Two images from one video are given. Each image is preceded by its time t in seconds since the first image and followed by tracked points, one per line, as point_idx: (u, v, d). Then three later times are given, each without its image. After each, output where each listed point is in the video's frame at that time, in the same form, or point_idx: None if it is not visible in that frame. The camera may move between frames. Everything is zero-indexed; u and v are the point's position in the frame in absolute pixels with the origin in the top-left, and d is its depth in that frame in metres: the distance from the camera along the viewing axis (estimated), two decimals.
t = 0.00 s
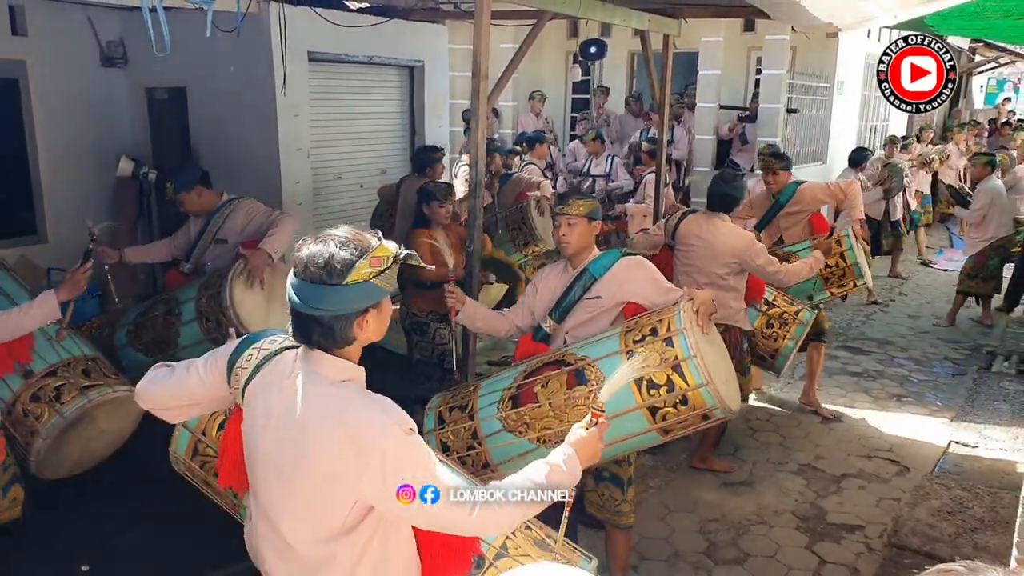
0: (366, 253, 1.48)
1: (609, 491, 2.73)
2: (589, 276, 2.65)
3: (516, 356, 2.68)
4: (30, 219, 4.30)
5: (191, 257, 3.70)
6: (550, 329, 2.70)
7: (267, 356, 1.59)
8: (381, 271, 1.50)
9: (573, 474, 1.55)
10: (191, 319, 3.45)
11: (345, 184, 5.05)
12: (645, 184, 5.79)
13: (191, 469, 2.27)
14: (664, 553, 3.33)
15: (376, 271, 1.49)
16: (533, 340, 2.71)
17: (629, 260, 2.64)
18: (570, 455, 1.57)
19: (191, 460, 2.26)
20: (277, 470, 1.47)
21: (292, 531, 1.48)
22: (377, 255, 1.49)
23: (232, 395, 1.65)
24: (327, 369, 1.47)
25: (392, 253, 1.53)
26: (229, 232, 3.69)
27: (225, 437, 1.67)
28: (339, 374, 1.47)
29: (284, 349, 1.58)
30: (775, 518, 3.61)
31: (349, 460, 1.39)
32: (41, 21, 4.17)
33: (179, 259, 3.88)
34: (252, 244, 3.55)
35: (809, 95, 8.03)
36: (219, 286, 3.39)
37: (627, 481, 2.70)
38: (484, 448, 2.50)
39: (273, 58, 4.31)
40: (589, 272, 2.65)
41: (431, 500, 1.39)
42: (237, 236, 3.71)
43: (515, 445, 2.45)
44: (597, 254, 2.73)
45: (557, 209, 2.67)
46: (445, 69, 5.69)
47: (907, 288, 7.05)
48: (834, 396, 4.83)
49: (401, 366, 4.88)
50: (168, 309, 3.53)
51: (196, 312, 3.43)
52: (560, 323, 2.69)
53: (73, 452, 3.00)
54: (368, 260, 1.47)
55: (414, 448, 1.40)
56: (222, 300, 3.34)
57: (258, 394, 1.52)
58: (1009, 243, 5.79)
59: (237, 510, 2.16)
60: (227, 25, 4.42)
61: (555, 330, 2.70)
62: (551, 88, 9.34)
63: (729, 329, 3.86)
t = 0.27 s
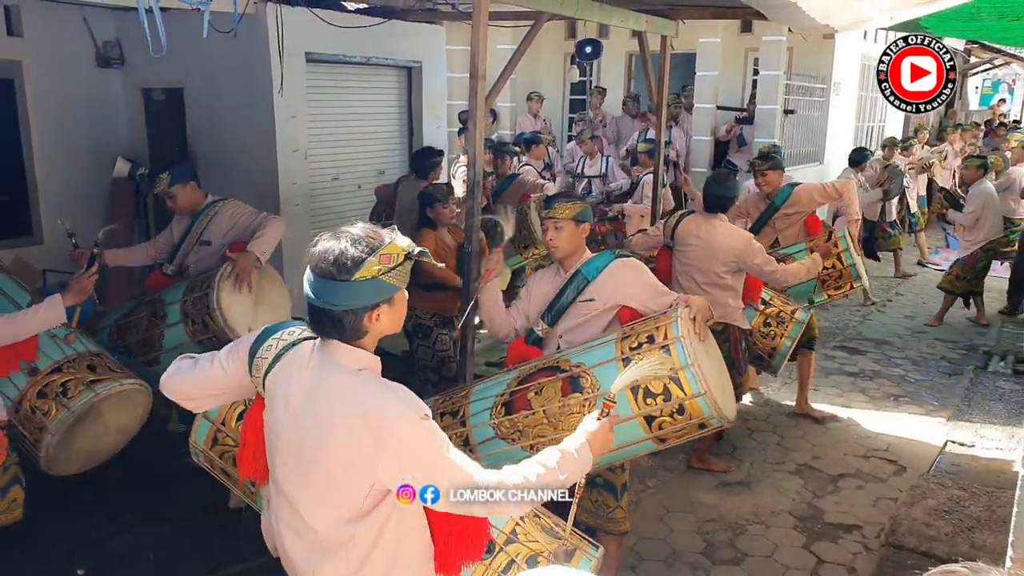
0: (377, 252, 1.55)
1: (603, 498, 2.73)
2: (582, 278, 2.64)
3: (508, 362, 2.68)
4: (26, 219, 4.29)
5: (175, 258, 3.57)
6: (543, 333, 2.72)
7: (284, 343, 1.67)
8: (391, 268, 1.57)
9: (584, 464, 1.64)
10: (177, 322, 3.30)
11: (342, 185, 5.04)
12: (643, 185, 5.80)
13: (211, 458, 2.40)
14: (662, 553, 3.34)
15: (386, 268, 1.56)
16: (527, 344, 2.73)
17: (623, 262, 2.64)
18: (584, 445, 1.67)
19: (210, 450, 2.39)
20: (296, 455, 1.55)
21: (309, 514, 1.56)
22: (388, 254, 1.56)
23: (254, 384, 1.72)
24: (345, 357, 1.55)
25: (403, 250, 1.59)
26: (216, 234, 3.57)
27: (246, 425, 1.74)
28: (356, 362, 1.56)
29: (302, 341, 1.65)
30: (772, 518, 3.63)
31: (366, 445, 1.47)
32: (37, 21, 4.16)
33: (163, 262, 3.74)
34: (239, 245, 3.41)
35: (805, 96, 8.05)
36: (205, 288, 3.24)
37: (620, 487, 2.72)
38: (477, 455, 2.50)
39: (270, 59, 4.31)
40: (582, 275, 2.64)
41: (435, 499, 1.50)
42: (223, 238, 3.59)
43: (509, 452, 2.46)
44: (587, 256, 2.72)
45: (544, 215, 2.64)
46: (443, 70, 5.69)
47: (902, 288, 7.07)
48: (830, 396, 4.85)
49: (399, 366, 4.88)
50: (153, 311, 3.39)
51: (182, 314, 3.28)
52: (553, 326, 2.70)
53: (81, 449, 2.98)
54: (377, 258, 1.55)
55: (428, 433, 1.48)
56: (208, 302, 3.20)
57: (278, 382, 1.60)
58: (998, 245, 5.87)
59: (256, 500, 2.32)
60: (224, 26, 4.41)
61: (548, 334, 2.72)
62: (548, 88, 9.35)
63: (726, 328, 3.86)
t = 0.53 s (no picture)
0: (364, 242, 1.62)
1: (594, 506, 2.73)
2: (573, 280, 2.65)
3: (501, 365, 2.66)
4: (11, 220, 4.25)
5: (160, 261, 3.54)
6: (534, 337, 2.74)
7: (283, 333, 1.74)
8: (379, 257, 1.63)
9: (572, 455, 1.69)
10: (154, 327, 3.27)
11: (332, 186, 5.02)
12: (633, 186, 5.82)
13: (218, 449, 2.40)
14: (653, 553, 3.36)
15: (374, 257, 1.62)
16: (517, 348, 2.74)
17: (613, 265, 2.64)
18: (572, 436, 1.71)
19: (217, 440, 2.39)
20: (295, 438, 1.60)
21: (305, 495, 1.60)
22: (375, 243, 1.63)
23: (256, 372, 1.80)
24: (339, 345, 1.61)
25: (391, 240, 1.66)
26: (199, 238, 3.52)
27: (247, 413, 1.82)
28: (350, 350, 1.60)
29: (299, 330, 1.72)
30: (762, 518, 3.65)
31: (360, 431, 1.52)
32: (22, 20, 4.12)
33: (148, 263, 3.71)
34: (220, 249, 3.39)
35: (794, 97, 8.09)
36: (182, 293, 3.23)
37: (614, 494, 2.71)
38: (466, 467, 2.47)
39: (259, 58, 4.28)
40: (573, 277, 2.64)
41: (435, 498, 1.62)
42: (206, 241, 3.54)
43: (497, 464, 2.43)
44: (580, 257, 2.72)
45: (531, 216, 2.64)
46: (433, 70, 5.67)
47: (890, 288, 7.12)
48: (820, 395, 4.88)
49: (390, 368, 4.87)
50: (132, 314, 3.35)
51: (159, 319, 3.26)
52: (544, 331, 2.71)
53: (67, 454, 2.96)
54: (365, 248, 1.61)
55: (416, 420, 1.51)
56: (185, 309, 3.19)
57: (278, 371, 1.66)
58: (980, 243, 5.93)
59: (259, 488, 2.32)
60: (212, 26, 4.39)
61: (540, 339, 2.72)
62: (538, 89, 9.35)
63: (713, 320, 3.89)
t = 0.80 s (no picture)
0: (383, 248, 1.63)
1: (588, 506, 2.71)
2: (557, 286, 2.62)
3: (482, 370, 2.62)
4: None
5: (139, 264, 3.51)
6: (517, 343, 2.70)
7: (296, 334, 1.77)
8: (397, 263, 1.65)
9: (576, 460, 1.71)
10: (139, 329, 3.24)
11: (322, 188, 5.00)
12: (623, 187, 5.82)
13: (225, 445, 2.40)
14: (644, 554, 3.35)
15: (392, 263, 1.64)
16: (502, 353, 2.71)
17: (598, 270, 2.63)
18: (577, 443, 1.73)
19: (224, 437, 2.39)
20: (306, 437, 1.63)
21: (315, 492, 1.63)
22: (393, 250, 1.64)
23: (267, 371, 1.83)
24: (352, 347, 1.63)
25: (406, 245, 1.67)
26: (179, 240, 3.50)
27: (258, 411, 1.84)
28: (363, 351, 1.63)
29: (310, 332, 1.75)
30: (753, 518, 3.65)
31: (372, 429, 1.55)
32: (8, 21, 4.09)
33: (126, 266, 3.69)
34: (203, 251, 3.38)
35: (783, 97, 8.11)
36: (168, 295, 3.21)
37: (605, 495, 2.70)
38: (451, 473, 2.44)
39: (248, 60, 4.26)
40: (558, 283, 2.62)
41: (436, 497, 1.62)
42: (186, 244, 3.51)
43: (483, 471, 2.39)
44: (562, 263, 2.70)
45: (513, 224, 2.61)
46: (422, 71, 5.66)
47: (880, 287, 7.14)
48: (810, 395, 4.90)
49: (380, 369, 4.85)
50: (115, 318, 3.32)
51: (144, 321, 3.23)
52: (527, 337, 2.68)
53: (63, 454, 2.95)
54: (384, 254, 1.63)
55: (429, 421, 1.55)
56: (171, 310, 3.17)
57: (291, 370, 1.69)
58: (969, 243, 5.96)
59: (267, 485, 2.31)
60: (200, 27, 4.37)
61: (523, 344, 2.69)
62: (528, 90, 9.34)
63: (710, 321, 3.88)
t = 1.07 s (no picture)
0: (363, 248, 1.63)
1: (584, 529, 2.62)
2: (566, 297, 2.61)
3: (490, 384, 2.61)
4: None
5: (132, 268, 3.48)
6: (525, 354, 2.68)
7: (288, 338, 1.79)
8: (379, 262, 1.65)
9: (568, 438, 1.73)
10: (129, 341, 3.22)
11: (315, 189, 4.98)
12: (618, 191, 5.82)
13: (225, 452, 2.37)
14: (639, 560, 3.35)
15: (374, 262, 1.64)
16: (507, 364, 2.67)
17: (608, 280, 2.61)
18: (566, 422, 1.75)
19: (225, 444, 2.36)
20: (298, 437, 1.65)
21: (309, 492, 1.65)
22: (374, 249, 1.65)
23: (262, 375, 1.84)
24: (339, 346, 1.64)
25: (388, 244, 1.68)
26: (173, 245, 3.46)
27: (257, 414, 1.87)
28: (350, 350, 1.64)
29: (301, 335, 1.77)
30: (747, 523, 3.65)
31: (362, 424, 1.57)
32: None
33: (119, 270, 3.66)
34: (197, 262, 3.35)
35: (776, 101, 8.12)
36: (160, 307, 3.19)
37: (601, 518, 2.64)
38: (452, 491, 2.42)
39: (241, 63, 4.24)
40: (566, 293, 2.61)
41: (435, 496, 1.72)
42: (181, 250, 3.48)
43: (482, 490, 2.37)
44: (573, 271, 2.69)
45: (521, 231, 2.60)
46: (417, 73, 5.64)
47: (871, 291, 7.16)
48: (803, 399, 4.91)
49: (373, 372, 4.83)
50: (105, 326, 3.29)
51: (135, 333, 3.21)
52: (535, 348, 2.67)
53: (57, 451, 2.92)
54: (365, 254, 1.63)
55: (418, 415, 1.58)
56: (163, 322, 3.15)
57: (283, 372, 1.71)
58: (952, 245, 5.95)
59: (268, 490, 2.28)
60: (193, 28, 4.34)
61: (530, 355, 2.68)
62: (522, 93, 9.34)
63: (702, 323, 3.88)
